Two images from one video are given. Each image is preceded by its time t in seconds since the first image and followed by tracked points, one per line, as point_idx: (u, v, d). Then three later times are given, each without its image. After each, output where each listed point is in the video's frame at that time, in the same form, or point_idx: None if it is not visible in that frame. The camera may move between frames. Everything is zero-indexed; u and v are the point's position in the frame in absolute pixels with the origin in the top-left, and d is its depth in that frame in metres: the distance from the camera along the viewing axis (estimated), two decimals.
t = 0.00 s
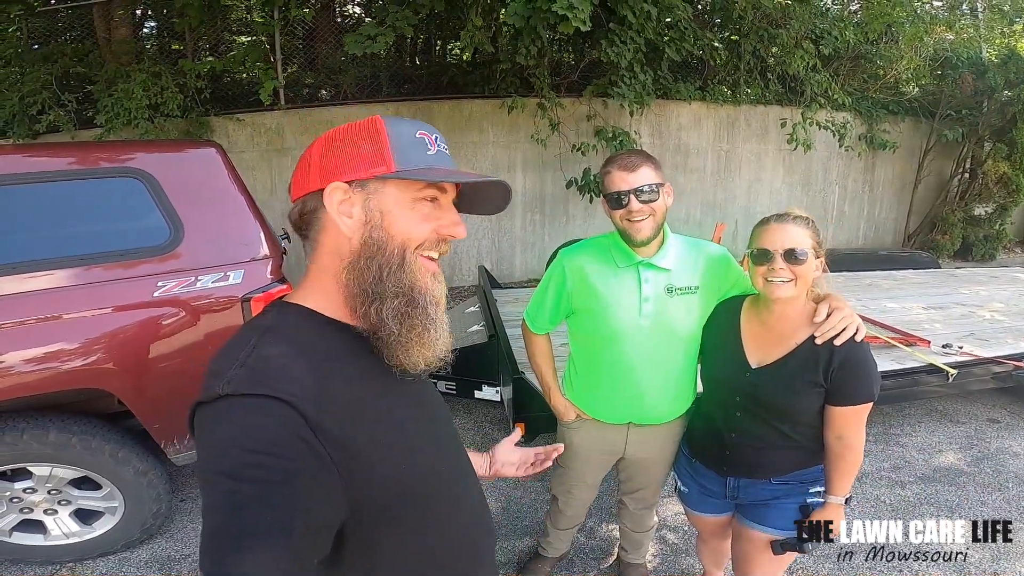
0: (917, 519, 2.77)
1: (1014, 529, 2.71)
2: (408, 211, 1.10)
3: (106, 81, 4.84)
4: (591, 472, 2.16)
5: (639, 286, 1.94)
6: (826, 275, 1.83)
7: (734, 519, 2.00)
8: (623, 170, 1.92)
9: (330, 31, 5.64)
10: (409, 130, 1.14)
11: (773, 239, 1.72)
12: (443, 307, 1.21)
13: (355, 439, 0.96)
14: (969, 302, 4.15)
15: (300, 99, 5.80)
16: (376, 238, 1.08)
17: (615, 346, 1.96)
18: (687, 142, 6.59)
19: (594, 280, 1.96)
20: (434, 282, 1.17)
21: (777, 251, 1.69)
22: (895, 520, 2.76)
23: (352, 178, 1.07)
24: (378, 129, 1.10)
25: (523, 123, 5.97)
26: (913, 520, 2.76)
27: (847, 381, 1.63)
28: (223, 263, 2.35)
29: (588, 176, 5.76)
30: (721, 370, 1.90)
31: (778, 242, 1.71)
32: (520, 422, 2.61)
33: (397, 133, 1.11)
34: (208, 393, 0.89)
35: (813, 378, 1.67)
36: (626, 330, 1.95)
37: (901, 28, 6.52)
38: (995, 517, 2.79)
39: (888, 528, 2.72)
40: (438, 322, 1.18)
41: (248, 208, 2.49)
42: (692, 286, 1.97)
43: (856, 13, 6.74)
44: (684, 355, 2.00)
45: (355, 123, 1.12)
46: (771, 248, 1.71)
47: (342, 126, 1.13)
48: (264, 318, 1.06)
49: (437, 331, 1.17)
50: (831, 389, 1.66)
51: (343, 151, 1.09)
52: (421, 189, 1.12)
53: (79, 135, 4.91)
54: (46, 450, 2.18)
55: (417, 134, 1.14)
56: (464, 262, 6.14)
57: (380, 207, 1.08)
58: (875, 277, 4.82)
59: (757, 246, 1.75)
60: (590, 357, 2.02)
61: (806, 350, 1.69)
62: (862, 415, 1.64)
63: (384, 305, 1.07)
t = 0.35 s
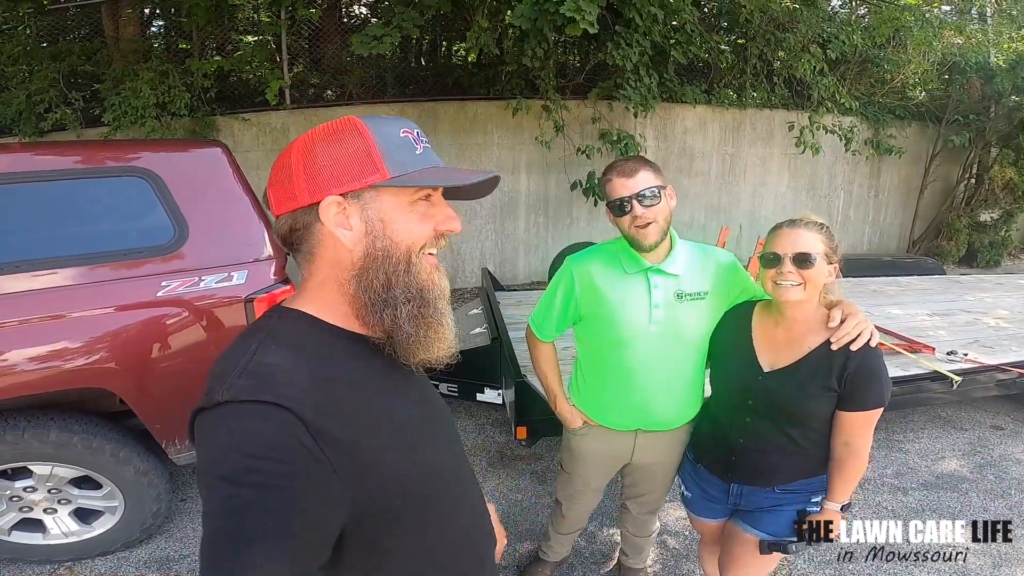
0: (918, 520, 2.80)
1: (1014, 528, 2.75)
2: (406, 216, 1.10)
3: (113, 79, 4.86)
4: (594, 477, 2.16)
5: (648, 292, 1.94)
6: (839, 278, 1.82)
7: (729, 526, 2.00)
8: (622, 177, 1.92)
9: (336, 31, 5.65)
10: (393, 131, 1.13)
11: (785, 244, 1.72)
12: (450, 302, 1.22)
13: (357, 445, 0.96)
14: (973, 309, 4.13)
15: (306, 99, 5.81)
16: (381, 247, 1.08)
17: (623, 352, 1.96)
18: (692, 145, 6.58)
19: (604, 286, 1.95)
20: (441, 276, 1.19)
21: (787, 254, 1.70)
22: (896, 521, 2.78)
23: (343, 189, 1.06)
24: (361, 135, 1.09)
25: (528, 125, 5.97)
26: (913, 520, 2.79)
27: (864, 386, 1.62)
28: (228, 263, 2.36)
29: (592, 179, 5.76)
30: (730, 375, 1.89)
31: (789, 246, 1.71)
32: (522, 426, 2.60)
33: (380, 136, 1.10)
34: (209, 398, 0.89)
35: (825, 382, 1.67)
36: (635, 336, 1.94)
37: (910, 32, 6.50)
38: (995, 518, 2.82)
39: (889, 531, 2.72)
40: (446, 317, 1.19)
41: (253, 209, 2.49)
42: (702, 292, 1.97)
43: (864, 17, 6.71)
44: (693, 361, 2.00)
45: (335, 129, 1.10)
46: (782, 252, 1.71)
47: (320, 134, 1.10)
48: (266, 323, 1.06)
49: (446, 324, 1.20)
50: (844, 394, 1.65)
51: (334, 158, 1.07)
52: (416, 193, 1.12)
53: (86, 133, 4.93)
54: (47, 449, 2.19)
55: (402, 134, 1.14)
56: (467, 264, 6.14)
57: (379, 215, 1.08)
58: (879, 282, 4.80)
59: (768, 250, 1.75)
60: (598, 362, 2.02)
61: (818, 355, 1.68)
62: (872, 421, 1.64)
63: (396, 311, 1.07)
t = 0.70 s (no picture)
0: (919, 520, 2.80)
1: (1015, 529, 2.75)
2: (418, 213, 1.11)
3: (118, 78, 4.87)
4: (597, 476, 2.15)
5: (655, 290, 1.94)
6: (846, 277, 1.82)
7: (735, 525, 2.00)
8: (634, 177, 1.92)
9: (339, 31, 5.66)
10: (406, 126, 1.13)
11: (787, 243, 1.74)
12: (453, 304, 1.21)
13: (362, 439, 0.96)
14: (975, 310, 4.13)
15: (309, 98, 5.81)
16: (391, 245, 1.08)
17: (629, 351, 1.96)
18: (694, 146, 6.58)
19: (610, 285, 1.95)
20: (449, 281, 1.19)
21: (788, 254, 1.71)
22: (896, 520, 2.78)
23: (356, 185, 1.06)
24: (376, 130, 1.09)
25: (530, 126, 5.98)
26: (913, 520, 2.79)
27: (870, 385, 1.63)
28: (233, 260, 2.37)
29: (594, 180, 5.77)
30: (736, 372, 1.90)
31: (791, 245, 1.73)
32: (525, 425, 2.60)
33: (394, 132, 1.10)
34: (216, 389, 0.89)
35: (836, 380, 1.67)
36: (641, 335, 1.94)
37: (912, 33, 6.51)
38: (996, 518, 2.82)
39: (889, 530, 2.73)
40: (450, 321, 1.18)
41: (258, 207, 2.49)
42: (708, 291, 1.97)
43: (867, 19, 6.73)
44: (698, 361, 2.00)
45: (350, 124, 1.10)
46: (782, 251, 1.73)
47: (335, 128, 1.10)
48: (273, 316, 1.07)
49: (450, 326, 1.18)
50: (854, 391, 1.65)
51: (348, 152, 1.07)
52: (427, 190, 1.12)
53: (89, 132, 4.94)
54: (51, 446, 2.19)
55: (414, 129, 1.14)
56: (469, 264, 6.15)
57: (392, 212, 1.08)
58: (881, 284, 4.80)
59: (770, 250, 1.77)
60: (603, 361, 2.01)
61: (826, 353, 1.69)
62: (882, 417, 1.65)
63: (404, 310, 1.07)
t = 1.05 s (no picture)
0: (918, 521, 2.78)
1: (1015, 530, 2.75)
2: (444, 238, 1.11)
3: (126, 75, 4.89)
4: (600, 478, 2.14)
5: (663, 293, 1.93)
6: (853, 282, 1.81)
7: (741, 529, 1.99)
8: (652, 179, 1.91)
9: (347, 30, 5.67)
10: (454, 151, 1.14)
11: (793, 247, 1.73)
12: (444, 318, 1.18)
13: (355, 443, 0.95)
14: (984, 315, 4.10)
15: (316, 96, 5.81)
16: (411, 262, 1.07)
17: (636, 353, 1.95)
18: (701, 147, 6.56)
19: (619, 287, 1.94)
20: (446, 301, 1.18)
21: (794, 258, 1.70)
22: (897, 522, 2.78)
23: (398, 198, 1.05)
24: (428, 148, 1.08)
25: (537, 125, 5.97)
26: (914, 521, 2.78)
27: (875, 390, 1.61)
28: (238, 258, 2.36)
29: (601, 180, 5.76)
30: (740, 376, 1.88)
31: (797, 249, 1.71)
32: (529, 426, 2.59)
33: (445, 156, 1.10)
34: (202, 398, 0.88)
35: (839, 385, 1.65)
36: (648, 337, 1.93)
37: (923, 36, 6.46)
38: (991, 517, 2.84)
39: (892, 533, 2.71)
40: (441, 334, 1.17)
41: (265, 204, 2.49)
42: (717, 295, 1.96)
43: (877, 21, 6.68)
44: (705, 364, 1.99)
45: (404, 132, 1.07)
46: (788, 256, 1.71)
47: (386, 131, 1.07)
48: (273, 317, 1.06)
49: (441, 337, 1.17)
50: (857, 396, 1.64)
51: (395, 162, 1.05)
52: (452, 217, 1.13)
53: (98, 129, 4.98)
54: (54, 443, 2.19)
55: (459, 157, 1.15)
56: (474, 264, 6.15)
57: (420, 231, 1.07)
58: (888, 288, 4.78)
59: (775, 253, 1.76)
60: (609, 363, 2.01)
61: (830, 358, 1.67)
62: (888, 423, 1.63)
63: (407, 327, 1.07)
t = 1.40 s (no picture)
0: (919, 520, 2.80)
1: (1014, 528, 2.76)
2: (387, 223, 1.09)
3: (126, 75, 4.88)
4: (601, 476, 2.15)
5: (663, 293, 1.94)
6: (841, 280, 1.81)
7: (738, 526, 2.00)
8: (651, 178, 1.92)
9: (346, 28, 5.68)
10: (384, 131, 1.10)
11: (775, 252, 1.74)
12: (443, 314, 1.18)
13: (361, 444, 0.97)
14: (982, 313, 4.11)
15: (315, 95, 5.81)
16: (360, 251, 1.08)
17: (637, 352, 1.96)
18: (700, 146, 6.56)
19: (619, 286, 1.95)
20: (441, 295, 1.17)
21: (777, 263, 1.72)
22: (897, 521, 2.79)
23: (326, 192, 1.07)
24: (350, 136, 1.08)
25: (537, 124, 5.98)
26: (914, 520, 2.80)
27: (867, 389, 1.62)
28: (240, 258, 2.37)
29: (601, 179, 5.76)
30: (737, 375, 1.89)
31: (779, 254, 1.72)
32: (530, 424, 2.61)
33: (367, 137, 1.08)
34: (217, 394, 0.88)
35: (830, 382, 1.66)
36: (649, 337, 1.95)
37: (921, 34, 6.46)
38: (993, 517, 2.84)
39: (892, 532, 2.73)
40: (436, 330, 1.15)
41: (266, 204, 2.50)
42: (716, 294, 1.97)
43: (876, 20, 6.69)
44: (705, 363, 2.00)
45: (334, 132, 1.12)
46: (772, 261, 1.73)
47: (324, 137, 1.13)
48: (280, 318, 1.07)
49: (438, 339, 1.15)
50: (848, 394, 1.65)
51: (324, 161, 1.09)
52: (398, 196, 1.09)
53: (98, 128, 4.98)
54: (59, 443, 2.20)
55: (394, 133, 1.10)
56: (474, 263, 6.16)
57: (358, 220, 1.08)
58: (887, 286, 4.79)
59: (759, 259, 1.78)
60: (610, 362, 2.02)
61: (823, 355, 1.68)
62: (879, 421, 1.64)
63: (369, 320, 1.06)
